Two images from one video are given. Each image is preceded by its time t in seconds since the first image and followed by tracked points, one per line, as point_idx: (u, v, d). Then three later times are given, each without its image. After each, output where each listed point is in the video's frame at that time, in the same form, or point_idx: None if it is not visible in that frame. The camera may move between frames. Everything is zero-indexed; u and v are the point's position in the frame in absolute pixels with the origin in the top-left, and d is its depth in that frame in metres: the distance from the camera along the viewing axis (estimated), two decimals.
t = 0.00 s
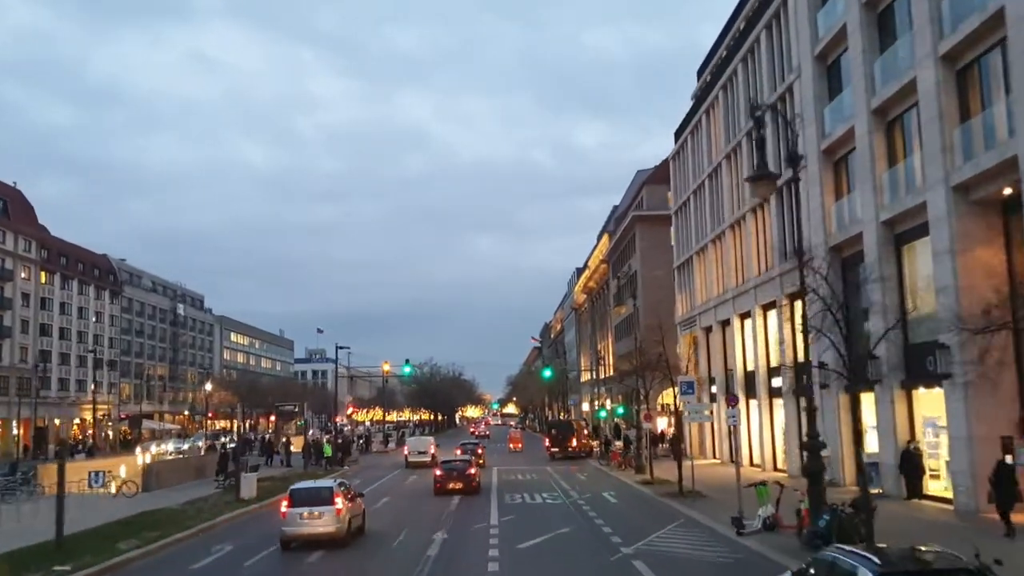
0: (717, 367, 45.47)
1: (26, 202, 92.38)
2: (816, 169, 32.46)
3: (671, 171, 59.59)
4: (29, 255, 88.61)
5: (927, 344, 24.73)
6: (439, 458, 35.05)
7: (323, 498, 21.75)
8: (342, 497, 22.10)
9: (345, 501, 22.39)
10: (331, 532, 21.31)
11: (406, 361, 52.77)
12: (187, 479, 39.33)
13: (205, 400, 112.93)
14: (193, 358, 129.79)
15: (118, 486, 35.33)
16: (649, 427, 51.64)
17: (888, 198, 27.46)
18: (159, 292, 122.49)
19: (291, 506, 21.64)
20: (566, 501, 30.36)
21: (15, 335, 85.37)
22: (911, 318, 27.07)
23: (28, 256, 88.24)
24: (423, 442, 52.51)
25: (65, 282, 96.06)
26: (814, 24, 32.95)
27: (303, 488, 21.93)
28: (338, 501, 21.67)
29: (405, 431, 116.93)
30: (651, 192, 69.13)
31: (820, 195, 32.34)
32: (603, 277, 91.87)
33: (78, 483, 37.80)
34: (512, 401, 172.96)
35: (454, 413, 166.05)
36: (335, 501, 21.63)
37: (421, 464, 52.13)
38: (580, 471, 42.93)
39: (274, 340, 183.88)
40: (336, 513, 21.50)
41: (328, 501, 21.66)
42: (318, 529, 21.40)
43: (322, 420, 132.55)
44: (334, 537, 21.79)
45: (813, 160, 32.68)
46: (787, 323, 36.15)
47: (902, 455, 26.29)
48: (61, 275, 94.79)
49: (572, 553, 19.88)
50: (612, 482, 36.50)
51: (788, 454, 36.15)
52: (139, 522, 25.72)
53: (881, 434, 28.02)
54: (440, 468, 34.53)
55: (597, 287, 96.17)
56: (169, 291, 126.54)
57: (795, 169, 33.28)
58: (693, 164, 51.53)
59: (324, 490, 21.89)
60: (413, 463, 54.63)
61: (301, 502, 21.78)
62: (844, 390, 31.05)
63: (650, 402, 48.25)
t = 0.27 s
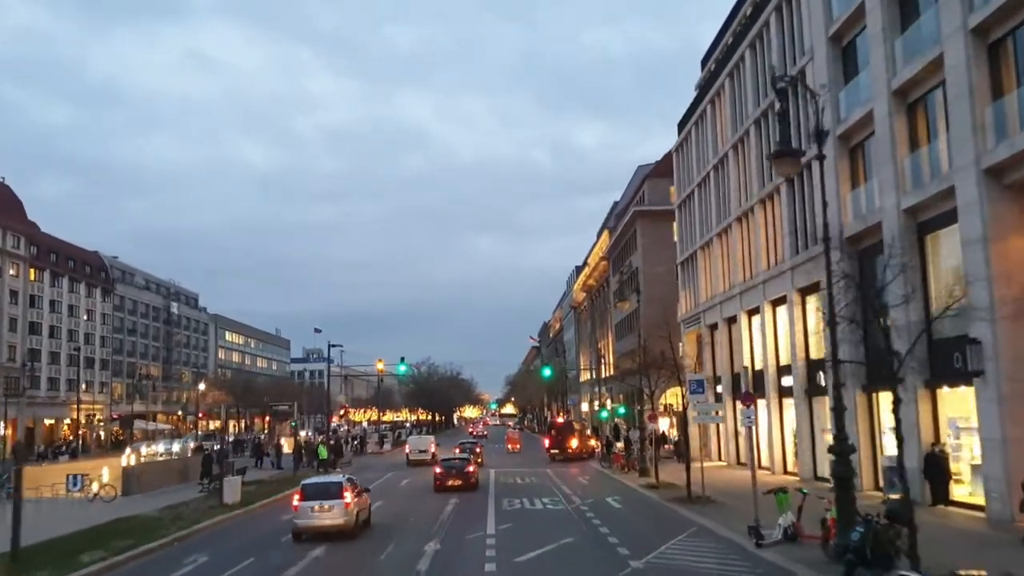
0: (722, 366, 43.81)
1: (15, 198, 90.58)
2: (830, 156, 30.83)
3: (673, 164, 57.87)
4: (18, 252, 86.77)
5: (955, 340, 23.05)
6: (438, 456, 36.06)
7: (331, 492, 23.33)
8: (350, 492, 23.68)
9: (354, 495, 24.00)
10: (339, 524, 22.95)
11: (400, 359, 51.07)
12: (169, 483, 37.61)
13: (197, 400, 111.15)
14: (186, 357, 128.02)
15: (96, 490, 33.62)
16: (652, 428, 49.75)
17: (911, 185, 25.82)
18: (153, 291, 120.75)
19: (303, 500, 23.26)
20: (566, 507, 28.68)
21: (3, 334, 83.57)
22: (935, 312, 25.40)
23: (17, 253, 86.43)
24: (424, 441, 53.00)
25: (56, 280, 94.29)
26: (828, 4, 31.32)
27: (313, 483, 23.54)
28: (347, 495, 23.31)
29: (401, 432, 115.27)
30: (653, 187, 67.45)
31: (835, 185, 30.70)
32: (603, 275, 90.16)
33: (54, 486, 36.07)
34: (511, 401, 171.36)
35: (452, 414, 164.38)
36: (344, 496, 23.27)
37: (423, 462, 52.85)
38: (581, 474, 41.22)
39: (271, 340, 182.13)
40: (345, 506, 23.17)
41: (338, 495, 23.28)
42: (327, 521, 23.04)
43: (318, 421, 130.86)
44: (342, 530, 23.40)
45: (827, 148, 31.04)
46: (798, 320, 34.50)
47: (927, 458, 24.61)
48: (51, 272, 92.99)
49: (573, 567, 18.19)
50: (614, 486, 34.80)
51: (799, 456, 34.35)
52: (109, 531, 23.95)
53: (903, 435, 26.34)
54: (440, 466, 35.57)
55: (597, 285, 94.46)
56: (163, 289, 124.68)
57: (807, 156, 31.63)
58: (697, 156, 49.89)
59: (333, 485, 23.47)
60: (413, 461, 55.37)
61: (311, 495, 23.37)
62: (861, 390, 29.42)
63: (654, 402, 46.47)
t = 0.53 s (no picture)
0: (729, 365, 42.20)
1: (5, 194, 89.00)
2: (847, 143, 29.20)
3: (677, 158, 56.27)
4: (8, 248, 85.13)
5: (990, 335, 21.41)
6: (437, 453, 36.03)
7: (340, 487, 24.58)
8: (358, 488, 24.94)
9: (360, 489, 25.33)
10: (348, 516, 24.21)
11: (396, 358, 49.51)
12: (150, 486, 35.94)
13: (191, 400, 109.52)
14: (181, 357, 126.42)
15: (73, 493, 32.01)
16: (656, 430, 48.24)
17: (938, 171, 24.16)
18: (147, 289, 119.20)
19: (313, 494, 24.44)
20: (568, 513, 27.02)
21: None
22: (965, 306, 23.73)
23: (6, 250, 84.77)
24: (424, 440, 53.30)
25: (47, 277, 92.66)
26: None
27: (323, 478, 24.76)
28: (355, 489, 24.55)
29: (399, 433, 113.71)
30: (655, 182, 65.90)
31: (852, 173, 29.06)
32: (604, 273, 88.64)
33: (28, 490, 34.33)
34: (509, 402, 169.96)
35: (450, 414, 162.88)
36: (351, 490, 24.50)
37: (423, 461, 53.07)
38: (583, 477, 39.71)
39: (268, 339, 180.59)
40: (353, 500, 24.39)
41: (346, 490, 24.49)
42: (336, 514, 24.28)
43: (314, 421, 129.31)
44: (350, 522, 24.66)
45: (844, 135, 29.42)
46: (812, 315, 32.85)
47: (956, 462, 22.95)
48: (41, 269, 91.35)
49: None
50: (618, 490, 33.23)
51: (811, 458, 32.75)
52: (76, 539, 22.35)
53: (929, 437, 24.66)
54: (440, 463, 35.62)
55: (598, 284, 92.91)
56: (157, 288, 123.07)
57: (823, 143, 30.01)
58: (703, 148, 48.32)
59: (341, 480, 24.74)
60: (414, 460, 54.84)
61: (321, 490, 24.49)
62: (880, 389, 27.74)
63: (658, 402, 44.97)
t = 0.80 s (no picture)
0: (737, 364, 40.54)
1: None
2: (868, 128, 27.52)
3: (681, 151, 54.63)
4: None
5: None
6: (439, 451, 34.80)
7: (346, 484, 25.33)
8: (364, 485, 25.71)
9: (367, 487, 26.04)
10: (354, 511, 24.85)
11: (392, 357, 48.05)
12: (130, 490, 34.27)
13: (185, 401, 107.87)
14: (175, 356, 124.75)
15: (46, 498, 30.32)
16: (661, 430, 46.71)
17: (969, 155, 22.49)
18: (141, 288, 117.57)
19: (321, 490, 25.25)
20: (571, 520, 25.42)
21: None
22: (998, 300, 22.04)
23: None
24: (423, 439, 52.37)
25: (37, 275, 90.97)
26: None
27: (331, 476, 25.49)
28: (361, 486, 25.38)
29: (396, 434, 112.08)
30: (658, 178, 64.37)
31: (872, 161, 27.39)
32: (605, 271, 87.05)
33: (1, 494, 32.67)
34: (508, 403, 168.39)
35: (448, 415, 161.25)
36: (358, 487, 25.25)
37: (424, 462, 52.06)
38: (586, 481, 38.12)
39: (264, 339, 178.84)
40: (359, 497, 25.09)
41: (353, 486, 25.27)
42: (342, 510, 24.91)
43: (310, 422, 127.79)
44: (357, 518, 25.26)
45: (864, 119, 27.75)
46: (828, 312, 31.17)
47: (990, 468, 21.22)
48: (32, 267, 89.61)
49: None
50: (623, 496, 31.63)
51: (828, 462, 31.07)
52: (37, 552, 20.62)
53: (959, 440, 22.93)
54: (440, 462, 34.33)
55: (598, 282, 91.34)
56: (151, 286, 121.34)
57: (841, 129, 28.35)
58: (708, 140, 46.72)
59: (347, 477, 25.53)
60: (413, 459, 53.32)
61: (327, 488, 25.22)
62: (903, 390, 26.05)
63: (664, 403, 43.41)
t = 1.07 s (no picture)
0: (746, 363, 38.82)
1: None
2: (891, 112, 25.82)
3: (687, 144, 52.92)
4: None
5: None
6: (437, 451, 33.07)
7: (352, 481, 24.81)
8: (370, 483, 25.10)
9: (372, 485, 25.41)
10: (359, 508, 24.36)
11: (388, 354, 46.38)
12: (110, 493, 32.59)
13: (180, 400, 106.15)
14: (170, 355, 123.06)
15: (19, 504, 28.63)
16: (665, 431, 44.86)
17: (1006, 137, 20.80)
18: (135, 286, 115.89)
19: (327, 487, 24.77)
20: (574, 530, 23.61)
21: None
22: None
23: None
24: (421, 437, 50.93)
25: (28, 272, 89.25)
26: None
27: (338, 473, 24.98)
28: (368, 484, 24.85)
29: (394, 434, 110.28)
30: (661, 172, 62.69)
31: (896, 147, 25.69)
32: (606, 269, 85.34)
33: None
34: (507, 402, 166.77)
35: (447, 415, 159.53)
36: (364, 484, 24.79)
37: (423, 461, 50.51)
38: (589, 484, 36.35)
39: (261, 338, 177.04)
40: (365, 494, 24.63)
41: (359, 483, 24.74)
42: (348, 506, 24.47)
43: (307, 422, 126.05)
44: (362, 514, 24.79)
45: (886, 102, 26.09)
46: (845, 307, 29.46)
47: None
48: (22, 263, 87.85)
49: None
50: (630, 501, 29.89)
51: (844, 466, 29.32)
52: None
53: (997, 443, 21.20)
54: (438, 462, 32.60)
55: (600, 280, 89.63)
56: (145, 284, 119.56)
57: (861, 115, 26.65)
58: (716, 130, 45.02)
59: (354, 475, 25.03)
60: (410, 459, 51.62)
61: (333, 484, 24.70)
62: (929, 389, 24.32)
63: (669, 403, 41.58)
